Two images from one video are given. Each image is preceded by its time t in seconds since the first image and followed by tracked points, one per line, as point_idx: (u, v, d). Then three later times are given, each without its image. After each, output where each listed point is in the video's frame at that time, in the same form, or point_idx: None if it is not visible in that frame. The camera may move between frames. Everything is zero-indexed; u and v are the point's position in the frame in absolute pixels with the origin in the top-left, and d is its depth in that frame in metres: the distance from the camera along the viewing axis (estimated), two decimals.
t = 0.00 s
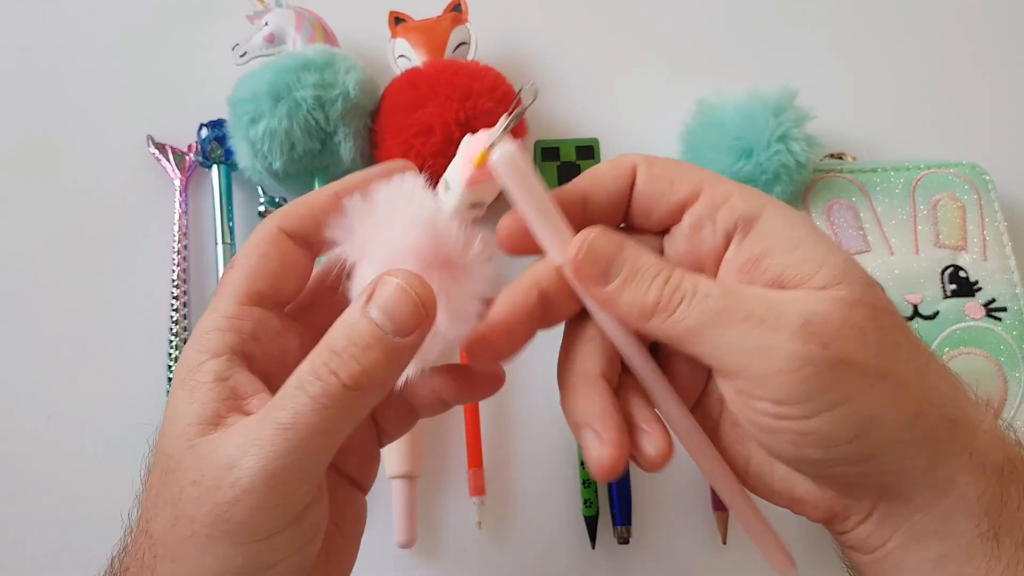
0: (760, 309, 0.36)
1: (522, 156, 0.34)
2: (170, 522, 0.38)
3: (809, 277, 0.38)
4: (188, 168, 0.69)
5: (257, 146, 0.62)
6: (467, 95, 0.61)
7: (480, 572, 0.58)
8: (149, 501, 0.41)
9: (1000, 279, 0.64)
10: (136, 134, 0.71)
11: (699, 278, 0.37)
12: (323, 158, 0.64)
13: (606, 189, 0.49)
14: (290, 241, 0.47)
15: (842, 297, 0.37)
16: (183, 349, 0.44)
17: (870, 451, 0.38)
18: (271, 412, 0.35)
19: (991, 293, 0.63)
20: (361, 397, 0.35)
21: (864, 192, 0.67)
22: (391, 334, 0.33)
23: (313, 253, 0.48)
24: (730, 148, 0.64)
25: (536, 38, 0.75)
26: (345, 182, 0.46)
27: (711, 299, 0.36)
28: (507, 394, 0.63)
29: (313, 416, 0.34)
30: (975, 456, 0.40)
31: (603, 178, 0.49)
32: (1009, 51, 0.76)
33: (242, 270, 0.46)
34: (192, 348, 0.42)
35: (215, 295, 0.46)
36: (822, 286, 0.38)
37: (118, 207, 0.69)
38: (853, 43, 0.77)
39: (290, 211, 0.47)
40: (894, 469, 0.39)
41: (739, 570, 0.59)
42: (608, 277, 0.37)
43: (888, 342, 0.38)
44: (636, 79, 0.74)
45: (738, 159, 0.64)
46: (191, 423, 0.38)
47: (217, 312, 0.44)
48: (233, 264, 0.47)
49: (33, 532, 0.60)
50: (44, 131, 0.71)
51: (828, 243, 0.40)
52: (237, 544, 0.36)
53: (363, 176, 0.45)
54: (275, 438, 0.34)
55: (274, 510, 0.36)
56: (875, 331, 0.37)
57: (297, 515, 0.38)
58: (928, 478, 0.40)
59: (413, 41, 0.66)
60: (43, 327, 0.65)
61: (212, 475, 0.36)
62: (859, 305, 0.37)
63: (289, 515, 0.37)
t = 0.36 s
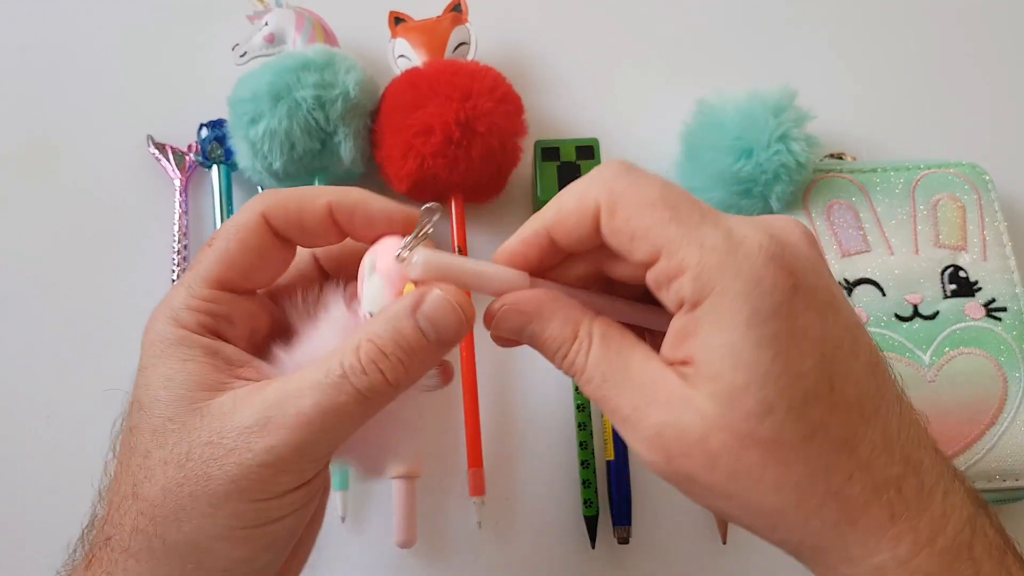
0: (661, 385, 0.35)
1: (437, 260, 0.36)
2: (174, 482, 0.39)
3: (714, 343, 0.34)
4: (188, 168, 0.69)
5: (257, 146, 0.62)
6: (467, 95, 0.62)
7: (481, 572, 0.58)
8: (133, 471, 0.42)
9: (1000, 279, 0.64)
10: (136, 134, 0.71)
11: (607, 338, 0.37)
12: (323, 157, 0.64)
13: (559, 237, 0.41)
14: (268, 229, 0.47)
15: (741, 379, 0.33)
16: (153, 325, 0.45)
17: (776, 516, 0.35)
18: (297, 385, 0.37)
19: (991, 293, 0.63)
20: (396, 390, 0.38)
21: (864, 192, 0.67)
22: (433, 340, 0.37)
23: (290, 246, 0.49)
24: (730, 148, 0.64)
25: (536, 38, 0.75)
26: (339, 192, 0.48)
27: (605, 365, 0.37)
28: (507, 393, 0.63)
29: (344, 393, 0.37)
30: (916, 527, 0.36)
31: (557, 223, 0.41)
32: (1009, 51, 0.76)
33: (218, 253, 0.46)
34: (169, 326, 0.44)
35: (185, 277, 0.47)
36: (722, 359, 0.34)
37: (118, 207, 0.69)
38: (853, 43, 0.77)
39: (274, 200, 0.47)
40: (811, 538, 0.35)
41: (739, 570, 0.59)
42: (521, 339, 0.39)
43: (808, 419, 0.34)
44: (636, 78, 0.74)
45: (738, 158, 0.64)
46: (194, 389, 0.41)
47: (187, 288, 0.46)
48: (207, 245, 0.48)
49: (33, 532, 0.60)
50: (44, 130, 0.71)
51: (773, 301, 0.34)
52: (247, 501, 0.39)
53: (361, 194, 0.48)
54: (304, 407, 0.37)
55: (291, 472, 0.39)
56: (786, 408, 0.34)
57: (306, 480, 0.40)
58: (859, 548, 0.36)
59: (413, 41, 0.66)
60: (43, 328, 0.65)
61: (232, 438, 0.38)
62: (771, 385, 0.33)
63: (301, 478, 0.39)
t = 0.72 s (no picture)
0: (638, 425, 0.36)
1: (424, 278, 0.39)
2: (171, 497, 0.39)
3: (680, 416, 0.34)
4: (188, 168, 0.69)
5: (257, 146, 0.62)
6: (467, 95, 0.62)
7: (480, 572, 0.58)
8: (126, 479, 0.42)
9: (1000, 279, 0.64)
10: (136, 134, 0.71)
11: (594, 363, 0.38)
12: (323, 158, 0.64)
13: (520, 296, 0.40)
14: (292, 245, 0.48)
15: (701, 449, 0.34)
16: (151, 326, 0.45)
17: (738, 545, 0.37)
18: (300, 398, 0.38)
19: (991, 294, 0.63)
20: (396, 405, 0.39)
21: (864, 192, 0.67)
22: (436, 355, 0.38)
23: (310, 264, 0.50)
24: (730, 148, 0.64)
25: (536, 38, 0.75)
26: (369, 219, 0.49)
27: (588, 388, 0.38)
28: (507, 394, 0.63)
29: (350, 407, 0.38)
30: (876, 560, 0.37)
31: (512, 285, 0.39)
32: (1009, 51, 0.76)
33: (235, 259, 0.47)
34: (169, 329, 0.44)
35: (195, 275, 0.47)
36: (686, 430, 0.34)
37: (118, 207, 0.69)
38: (853, 43, 0.77)
39: (306, 217, 0.48)
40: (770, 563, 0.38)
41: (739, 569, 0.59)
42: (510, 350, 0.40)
43: (769, 479, 0.34)
44: (636, 78, 0.74)
45: (738, 158, 0.64)
46: (195, 398, 0.41)
47: (195, 287, 0.46)
48: (228, 247, 0.48)
49: (33, 532, 0.61)
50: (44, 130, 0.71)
51: (736, 380, 0.33)
52: (246, 516, 0.39)
53: (395, 228, 0.49)
54: (308, 424, 0.38)
55: (291, 487, 0.39)
56: (746, 471, 0.34)
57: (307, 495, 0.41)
58: None
59: (413, 41, 0.66)
60: (43, 328, 0.65)
61: (232, 451, 0.38)
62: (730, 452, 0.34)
63: (302, 493, 0.40)
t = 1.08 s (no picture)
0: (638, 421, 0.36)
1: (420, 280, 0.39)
2: (161, 518, 0.39)
3: (686, 415, 0.34)
4: (188, 168, 0.69)
5: (257, 146, 0.62)
6: (467, 94, 0.61)
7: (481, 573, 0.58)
8: (107, 495, 0.41)
9: (1001, 279, 0.63)
10: (136, 134, 0.71)
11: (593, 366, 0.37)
12: (322, 157, 0.64)
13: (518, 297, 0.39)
14: (270, 249, 0.44)
15: (705, 447, 0.33)
16: (121, 335, 0.43)
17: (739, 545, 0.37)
18: (284, 411, 0.38)
19: (992, 294, 0.63)
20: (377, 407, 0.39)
21: (865, 192, 0.67)
22: (418, 357, 0.38)
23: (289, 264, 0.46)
24: (731, 148, 0.64)
25: (536, 38, 0.75)
26: (351, 215, 0.45)
27: (589, 385, 0.37)
28: (507, 394, 0.63)
29: (336, 417, 0.38)
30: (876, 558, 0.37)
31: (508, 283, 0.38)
32: (1009, 51, 0.76)
33: (209, 266, 0.43)
34: (145, 345, 0.41)
35: (166, 280, 0.44)
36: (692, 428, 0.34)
37: (118, 207, 0.69)
38: (854, 43, 0.77)
39: (281, 217, 0.44)
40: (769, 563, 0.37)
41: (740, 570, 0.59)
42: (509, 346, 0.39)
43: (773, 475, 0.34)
44: (636, 78, 0.74)
45: (738, 158, 0.64)
46: (174, 419, 0.39)
47: (167, 294, 0.43)
48: (201, 251, 0.45)
49: (34, 533, 0.60)
50: (44, 130, 0.71)
51: (741, 376, 0.33)
52: (238, 532, 0.39)
53: (377, 221, 0.45)
54: (294, 437, 0.37)
55: (282, 501, 0.39)
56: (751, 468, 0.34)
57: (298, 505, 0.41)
58: None
59: (413, 40, 0.66)
60: (43, 328, 0.65)
61: (218, 471, 0.38)
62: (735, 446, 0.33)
63: (293, 506, 0.40)
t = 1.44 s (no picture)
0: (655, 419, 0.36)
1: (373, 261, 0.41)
2: (179, 522, 0.38)
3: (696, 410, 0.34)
4: (188, 168, 0.69)
5: (257, 146, 0.62)
6: (467, 94, 0.61)
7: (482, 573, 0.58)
8: (122, 514, 0.39)
9: (1001, 279, 0.63)
10: (136, 134, 0.71)
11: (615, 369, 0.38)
12: (322, 157, 0.64)
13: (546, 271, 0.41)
14: (263, 248, 0.41)
15: (724, 442, 0.33)
16: (114, 349, 0.40)
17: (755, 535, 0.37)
18: (281, 399, 0.38)
19: (992, 294, 0.63)
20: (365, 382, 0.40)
21: (865, 192, 0.67)
22: (395, 328, 0.39)
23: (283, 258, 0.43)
24: (731, 148, 0.64)
25: (536, 38, 0.75)
26: (344, 202, 0.41)
27: (612, 394, 0.37)
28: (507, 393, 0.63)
29: (329, 395, 0.38)
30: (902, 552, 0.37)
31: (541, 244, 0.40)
32: (1009, 51, 0.76)
33: (201, 270, 0.40)
34: (145, 361, 0.40)
35: (155, 284, 0.42)
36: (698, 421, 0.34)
37: (118, 207, 0.69)
38: (854, 43, 0.77)
39: (270, 215, 0.40)
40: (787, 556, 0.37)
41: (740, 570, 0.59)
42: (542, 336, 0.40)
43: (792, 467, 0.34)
44: (637, 77, 0.74)
45: (738, 158, 0.64)
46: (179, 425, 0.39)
47: (158, 301, 0.40)
48: (187, 255, 0.41)
49: (34, 532, 0.60)
50: (44, 130, 0.71)
51: (750, 367, 0.33)
52: (259, 525, 0.39)
53: (372, 209, 0.40)
54: (292, 423, 0.38)
55: (298, 487, 0.39)
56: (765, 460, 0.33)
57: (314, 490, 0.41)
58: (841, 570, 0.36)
59: (413, 40, 0.66)
60: (43, 328, 0.65)
61: (229, 467, 0.38)
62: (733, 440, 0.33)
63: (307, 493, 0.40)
